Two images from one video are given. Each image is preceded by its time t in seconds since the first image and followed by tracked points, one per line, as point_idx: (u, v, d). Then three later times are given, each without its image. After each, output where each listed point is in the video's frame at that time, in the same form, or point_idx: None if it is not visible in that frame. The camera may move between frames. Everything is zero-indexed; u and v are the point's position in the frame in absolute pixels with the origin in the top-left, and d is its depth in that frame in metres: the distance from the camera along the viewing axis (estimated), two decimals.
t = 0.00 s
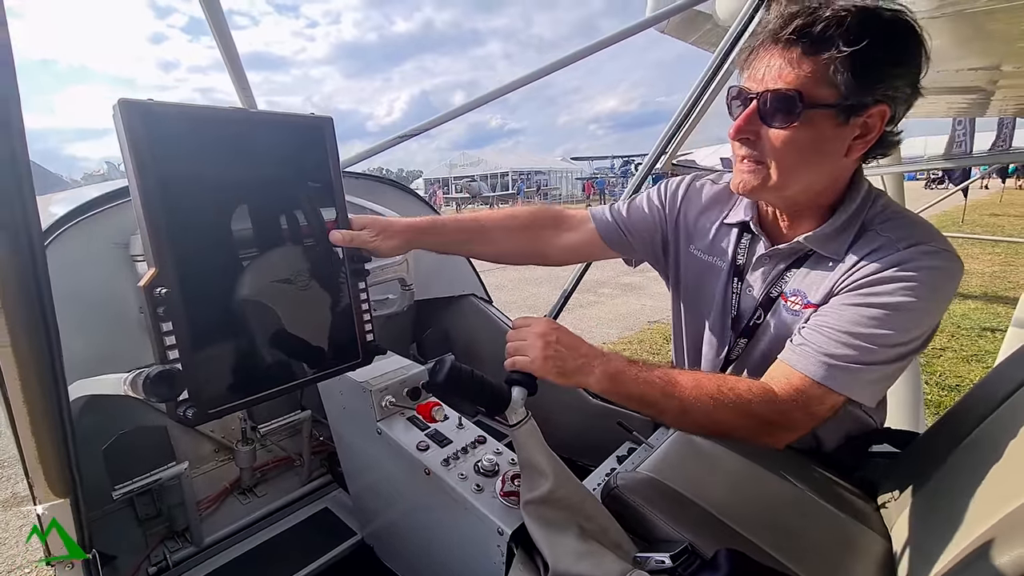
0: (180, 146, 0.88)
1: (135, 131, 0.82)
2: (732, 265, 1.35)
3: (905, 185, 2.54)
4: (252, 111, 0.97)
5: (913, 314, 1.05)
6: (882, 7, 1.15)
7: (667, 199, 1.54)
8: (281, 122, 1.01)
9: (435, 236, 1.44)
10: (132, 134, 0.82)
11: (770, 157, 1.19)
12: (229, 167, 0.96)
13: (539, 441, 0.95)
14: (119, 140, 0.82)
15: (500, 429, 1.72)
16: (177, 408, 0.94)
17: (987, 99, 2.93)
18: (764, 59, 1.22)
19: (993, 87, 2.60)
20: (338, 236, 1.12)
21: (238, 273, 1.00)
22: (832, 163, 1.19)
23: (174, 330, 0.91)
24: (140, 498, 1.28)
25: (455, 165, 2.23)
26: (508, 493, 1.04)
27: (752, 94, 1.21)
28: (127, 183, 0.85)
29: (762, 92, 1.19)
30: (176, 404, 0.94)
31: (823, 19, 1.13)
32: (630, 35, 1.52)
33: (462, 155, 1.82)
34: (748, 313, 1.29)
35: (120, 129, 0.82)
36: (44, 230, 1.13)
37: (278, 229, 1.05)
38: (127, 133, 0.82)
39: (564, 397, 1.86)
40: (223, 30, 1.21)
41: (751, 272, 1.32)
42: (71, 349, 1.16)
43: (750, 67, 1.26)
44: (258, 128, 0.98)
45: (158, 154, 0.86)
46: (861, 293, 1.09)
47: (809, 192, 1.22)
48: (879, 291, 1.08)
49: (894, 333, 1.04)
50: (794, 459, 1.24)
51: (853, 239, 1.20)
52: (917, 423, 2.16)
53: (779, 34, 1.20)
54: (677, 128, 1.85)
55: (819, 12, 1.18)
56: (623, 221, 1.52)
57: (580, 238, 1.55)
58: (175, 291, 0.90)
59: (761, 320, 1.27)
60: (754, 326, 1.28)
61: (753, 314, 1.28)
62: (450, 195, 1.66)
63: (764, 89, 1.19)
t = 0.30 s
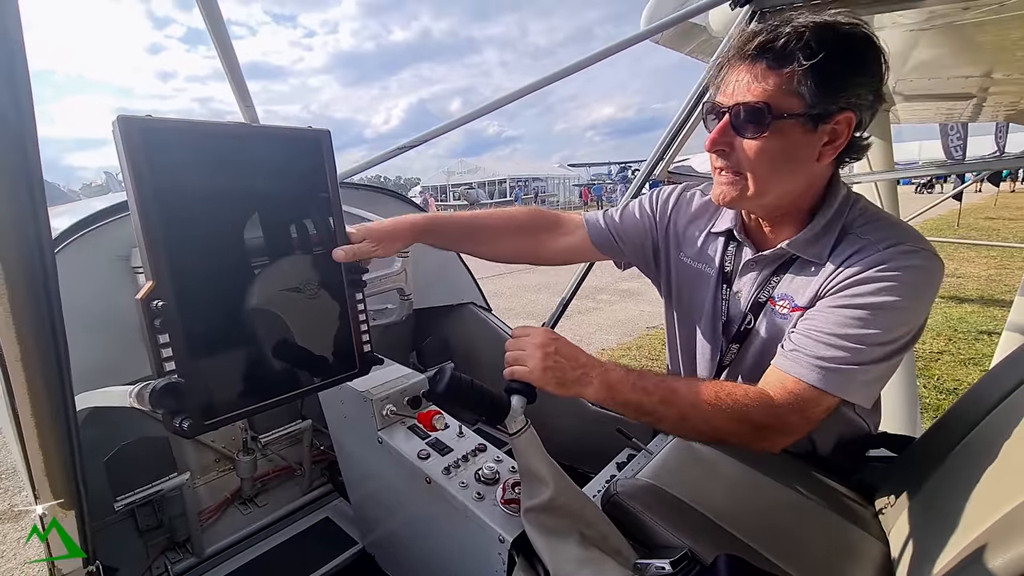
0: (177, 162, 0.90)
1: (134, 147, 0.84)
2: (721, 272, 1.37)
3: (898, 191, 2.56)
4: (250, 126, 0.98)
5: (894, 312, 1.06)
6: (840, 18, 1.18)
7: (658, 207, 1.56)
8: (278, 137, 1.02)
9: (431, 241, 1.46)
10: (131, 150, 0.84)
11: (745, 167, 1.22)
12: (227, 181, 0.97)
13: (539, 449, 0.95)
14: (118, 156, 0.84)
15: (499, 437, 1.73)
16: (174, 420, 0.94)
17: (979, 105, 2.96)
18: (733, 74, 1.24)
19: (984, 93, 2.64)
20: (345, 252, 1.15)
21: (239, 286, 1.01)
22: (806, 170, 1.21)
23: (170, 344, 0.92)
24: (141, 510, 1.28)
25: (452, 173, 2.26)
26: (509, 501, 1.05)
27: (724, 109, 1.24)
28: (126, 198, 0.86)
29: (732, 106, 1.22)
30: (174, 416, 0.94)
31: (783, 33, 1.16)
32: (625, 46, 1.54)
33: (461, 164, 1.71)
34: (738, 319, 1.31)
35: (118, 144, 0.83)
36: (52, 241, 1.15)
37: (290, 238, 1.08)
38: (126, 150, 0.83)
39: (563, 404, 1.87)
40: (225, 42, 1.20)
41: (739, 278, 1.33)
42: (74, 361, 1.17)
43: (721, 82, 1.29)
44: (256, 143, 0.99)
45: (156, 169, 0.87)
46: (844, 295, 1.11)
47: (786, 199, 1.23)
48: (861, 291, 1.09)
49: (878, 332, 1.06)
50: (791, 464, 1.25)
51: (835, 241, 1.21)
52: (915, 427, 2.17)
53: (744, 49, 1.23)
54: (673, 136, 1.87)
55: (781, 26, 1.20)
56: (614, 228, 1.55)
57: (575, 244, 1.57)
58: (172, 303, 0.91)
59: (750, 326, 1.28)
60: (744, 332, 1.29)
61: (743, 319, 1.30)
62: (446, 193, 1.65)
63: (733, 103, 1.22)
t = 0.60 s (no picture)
0: (176, 168, 0.90)
1: (131, 155, 0.84)
2: (723, 271, 1.37)
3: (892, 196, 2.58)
4: (247, 134, 0.99)
5: (895, 312, 1.09)
6: (844, 22, 1.20)
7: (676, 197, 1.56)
8: (277, 144, 1.03)
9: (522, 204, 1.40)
10: (129, 158, 0.84)
11: (751, 166, 1.21)
12: (224, 187, 0.97)
13: (535, 455, 0.96)
14: (116, 164, 0.84)
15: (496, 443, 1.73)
16: (169, 428, 0.94)
17: (970, 111, 2.99)
18: (741, 75, 1.25)
19: (975, 100, 2.66)
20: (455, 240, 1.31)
21: (236, 293, 1.02)
22: (813, 170, 1.22)
23: (167, 351, 0.92)
24: (136, 518, 1.27)
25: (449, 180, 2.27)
26: (506, 508, 1.04)
27: (732, 109, 1.24)
28: (122, 205, 0.87)
29: (741, 106, 1.21)
30: (170, 424, 0.94)
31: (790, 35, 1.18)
32: (620, 54, 1.56)
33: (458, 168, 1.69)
34: (740, 318, 1.31)
35: (115, 152, 0.84)
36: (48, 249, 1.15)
37: (286, 244, 1.09)
38: (124, 157, 0.84)
39: (560, 410, 1.87)
40: (221, 48, 1.21)
41: (742, 277, 1.33)
42: (69, 368, 1.17)
43: (728, 84, 1.29)
44: (253, 151, 1.00)
45: (153, 176, 0.87)
46: (847, 292, 1.12)
47: (792, 197, 1.24)
48: (864, 290, 1.10)
49: (876, 331, 1.08)
50: (786, 468, 1.26)
51: (838, 244, 1.22)
52: (910, 432, 2.17)
53: (751, 52, 1.25)
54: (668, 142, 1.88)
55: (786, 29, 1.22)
56: (633, 210, 1.55)
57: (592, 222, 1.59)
58: (169, 311, 0.91)
59: (754, 325, 1.28)
60: (746, 330, 1.29)
61: (745, 318, 1.30)
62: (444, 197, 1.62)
63: (742, 103, 1.22)
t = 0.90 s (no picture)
0: (170, 170, 0.89)
1: (124, 156, 0.83)
2: (736, 277, 1.35)
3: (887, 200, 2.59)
4: (241, 135, 0.98)
5: (915, 313, 1.08)
6: (876, 21, 1.20)
7: (682, 205, 1.47)
8: (274, 147, 1.03)
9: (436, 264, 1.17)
10: (122, 160, 0.83)
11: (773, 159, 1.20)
12: (220, 188, 0.97)
13: (531, 459, 0.94)
14: (109, 166, 0.83)
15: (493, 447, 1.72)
16: (162, 432, 0.93)
17: (965, 115, 3.00)
18: (771, 67, 1.25)
19: (970, 104, 2.68)
20: (335, 294, 1.03)
21: (231, 296, 1.01)
22: (837, 169, 1.21)
23: (159, 354, 0.91)
24: (128, 524, 1.26)
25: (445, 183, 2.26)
26: (501, 512, 1.04)
27: (758, 100, 1.23)
28: (115, 207, 0.86)
29: (768, 98, 1.21)
30: (161, 428, 0.93)
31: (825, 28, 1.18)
32: (616, 57, 1.55)
33: (456, 172, 1.68)
34: (752, 323, 1.30)
35: (108, 154, 0.83)
36: (38, 253, 1.13)
37: (282, 248, 1.08)
38: (116, 160, 0.83)
39: (557, 413, 1.87)
40: (217, 55, 1.21)
41: (755, 281, 1.32)
42: (61, 373, 1.16)
43: (756, 76, 1.29)
44: (247, 152, 0.99)
45: (147, 178, 0.87)
46: (870, 291, 1.12)
47: (812, 195, 1.22)
48: (890, 290, 1.09)
49: (893, 331, 1.07)
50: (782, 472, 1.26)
51: (855, 248, 1.22)
52: (907, 435, 2.17)
53: (783, 45, 1.25)
54: (664, 146, 1.88)
55: (821, 24, 1.22)
56: (642, 223, 1.41)
57: (598, 243, 1.38)
58: (162, 314, 0.91)
59: (763, 331, 1.28)
60: (758, 335, 1.28)
61: (757, 323, 1.29)
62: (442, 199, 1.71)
63: (770, 94, 1.22)
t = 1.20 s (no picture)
0: (164, 172, 0.89)
1: (117, 158, 0.83)
2: (730, 286, 1.35)
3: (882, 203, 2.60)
4: (235, 137, 0.98)
5: (911, 324, 1.07)
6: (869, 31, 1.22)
7: (677, 212, 1.48)
8: (269, 148, 1.02)
9: (427, 273, 1.21)
10: (114, 162, 0.83)
11: (809, 188, 1.16)
12: (218, 187, 0.97)
13: (527, 462, 0.94)
14: (101, 169, 0.83)
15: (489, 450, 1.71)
16: (153, 437, 0.93)
17: (959, 119, 3.02)
18: (781, 89, 1.19)
19: (964, 108, 2.69)
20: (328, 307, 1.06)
21: (226, 298, 1.00)
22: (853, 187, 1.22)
23: (152, 356, 0.90)
24: (121, 528, 1.25)
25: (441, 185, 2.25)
26: (497, 516, 1.03)
27: (779, 128, 1.17)
28: (108, 209, 0.85)
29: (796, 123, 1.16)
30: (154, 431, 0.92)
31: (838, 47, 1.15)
32: (612, 61, 1.56)
33: (453, 175, 1.67)
34: (744, 334, 1.30)
35: (101, 156, 0.82)
36: (30, 255, 1.12)
37: (277, 250, 1.07)
38: (110, 162, 0.82)
39: (553, 416, 1.86)
40: (213, 59, 1.20)
41: (749, 292, 1.32)
42: (52, 377, 1.15)
43: (763, 100, 1.23)
44: (241, 154, 0.99)
45: (140, 180, 0.86)
46: (866, 302, 1.11)
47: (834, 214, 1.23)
48: (883, 301, 1.09)
49: (889, 341, 1.07)
50: (778, 474, 1.26)
51: (850, 259, 1.22)
52: (902, 438, 2.18)
53: (794, 64, 1.18)
54: (660, 149, 1.88)
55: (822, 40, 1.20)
56: (637, 231, 1.43)
57: (591, 253, 1.41)
58: (155, 316, 0.90)
59: (757, 341, 1.28)
60: (751, 346, 1.29)
61: (749, 334, 1.30)
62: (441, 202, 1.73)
63: (793, 121, 1.17)
